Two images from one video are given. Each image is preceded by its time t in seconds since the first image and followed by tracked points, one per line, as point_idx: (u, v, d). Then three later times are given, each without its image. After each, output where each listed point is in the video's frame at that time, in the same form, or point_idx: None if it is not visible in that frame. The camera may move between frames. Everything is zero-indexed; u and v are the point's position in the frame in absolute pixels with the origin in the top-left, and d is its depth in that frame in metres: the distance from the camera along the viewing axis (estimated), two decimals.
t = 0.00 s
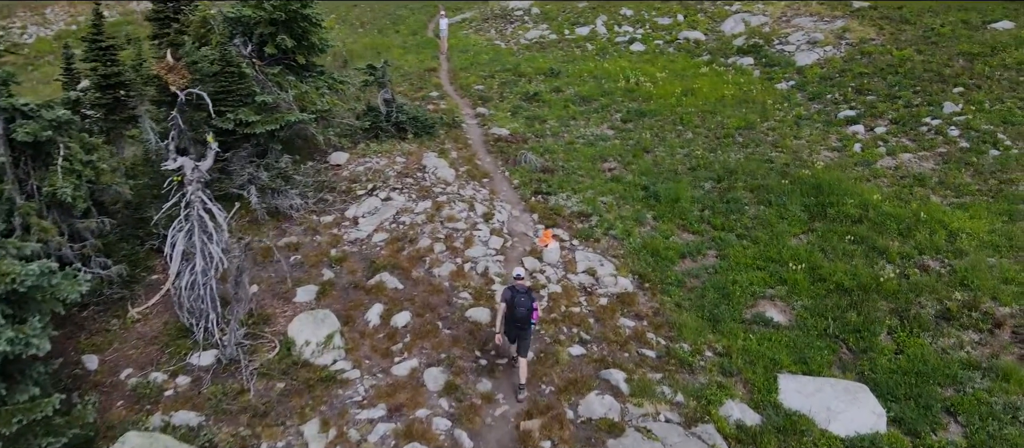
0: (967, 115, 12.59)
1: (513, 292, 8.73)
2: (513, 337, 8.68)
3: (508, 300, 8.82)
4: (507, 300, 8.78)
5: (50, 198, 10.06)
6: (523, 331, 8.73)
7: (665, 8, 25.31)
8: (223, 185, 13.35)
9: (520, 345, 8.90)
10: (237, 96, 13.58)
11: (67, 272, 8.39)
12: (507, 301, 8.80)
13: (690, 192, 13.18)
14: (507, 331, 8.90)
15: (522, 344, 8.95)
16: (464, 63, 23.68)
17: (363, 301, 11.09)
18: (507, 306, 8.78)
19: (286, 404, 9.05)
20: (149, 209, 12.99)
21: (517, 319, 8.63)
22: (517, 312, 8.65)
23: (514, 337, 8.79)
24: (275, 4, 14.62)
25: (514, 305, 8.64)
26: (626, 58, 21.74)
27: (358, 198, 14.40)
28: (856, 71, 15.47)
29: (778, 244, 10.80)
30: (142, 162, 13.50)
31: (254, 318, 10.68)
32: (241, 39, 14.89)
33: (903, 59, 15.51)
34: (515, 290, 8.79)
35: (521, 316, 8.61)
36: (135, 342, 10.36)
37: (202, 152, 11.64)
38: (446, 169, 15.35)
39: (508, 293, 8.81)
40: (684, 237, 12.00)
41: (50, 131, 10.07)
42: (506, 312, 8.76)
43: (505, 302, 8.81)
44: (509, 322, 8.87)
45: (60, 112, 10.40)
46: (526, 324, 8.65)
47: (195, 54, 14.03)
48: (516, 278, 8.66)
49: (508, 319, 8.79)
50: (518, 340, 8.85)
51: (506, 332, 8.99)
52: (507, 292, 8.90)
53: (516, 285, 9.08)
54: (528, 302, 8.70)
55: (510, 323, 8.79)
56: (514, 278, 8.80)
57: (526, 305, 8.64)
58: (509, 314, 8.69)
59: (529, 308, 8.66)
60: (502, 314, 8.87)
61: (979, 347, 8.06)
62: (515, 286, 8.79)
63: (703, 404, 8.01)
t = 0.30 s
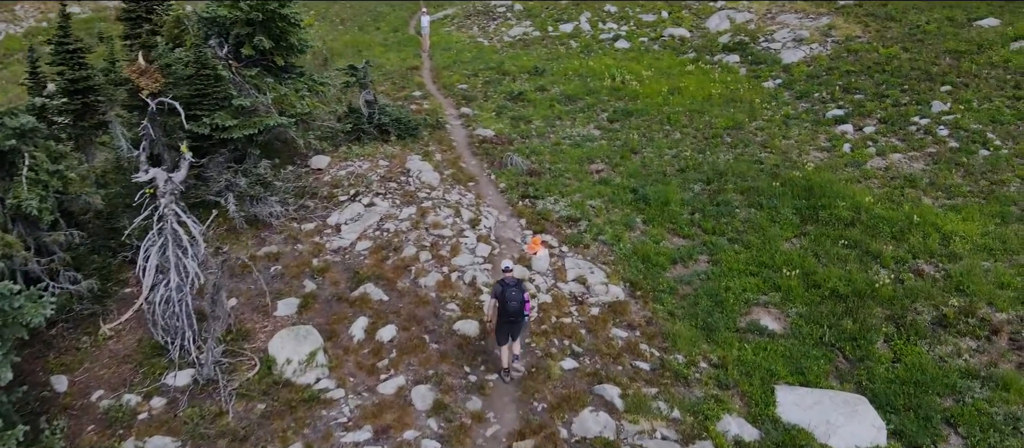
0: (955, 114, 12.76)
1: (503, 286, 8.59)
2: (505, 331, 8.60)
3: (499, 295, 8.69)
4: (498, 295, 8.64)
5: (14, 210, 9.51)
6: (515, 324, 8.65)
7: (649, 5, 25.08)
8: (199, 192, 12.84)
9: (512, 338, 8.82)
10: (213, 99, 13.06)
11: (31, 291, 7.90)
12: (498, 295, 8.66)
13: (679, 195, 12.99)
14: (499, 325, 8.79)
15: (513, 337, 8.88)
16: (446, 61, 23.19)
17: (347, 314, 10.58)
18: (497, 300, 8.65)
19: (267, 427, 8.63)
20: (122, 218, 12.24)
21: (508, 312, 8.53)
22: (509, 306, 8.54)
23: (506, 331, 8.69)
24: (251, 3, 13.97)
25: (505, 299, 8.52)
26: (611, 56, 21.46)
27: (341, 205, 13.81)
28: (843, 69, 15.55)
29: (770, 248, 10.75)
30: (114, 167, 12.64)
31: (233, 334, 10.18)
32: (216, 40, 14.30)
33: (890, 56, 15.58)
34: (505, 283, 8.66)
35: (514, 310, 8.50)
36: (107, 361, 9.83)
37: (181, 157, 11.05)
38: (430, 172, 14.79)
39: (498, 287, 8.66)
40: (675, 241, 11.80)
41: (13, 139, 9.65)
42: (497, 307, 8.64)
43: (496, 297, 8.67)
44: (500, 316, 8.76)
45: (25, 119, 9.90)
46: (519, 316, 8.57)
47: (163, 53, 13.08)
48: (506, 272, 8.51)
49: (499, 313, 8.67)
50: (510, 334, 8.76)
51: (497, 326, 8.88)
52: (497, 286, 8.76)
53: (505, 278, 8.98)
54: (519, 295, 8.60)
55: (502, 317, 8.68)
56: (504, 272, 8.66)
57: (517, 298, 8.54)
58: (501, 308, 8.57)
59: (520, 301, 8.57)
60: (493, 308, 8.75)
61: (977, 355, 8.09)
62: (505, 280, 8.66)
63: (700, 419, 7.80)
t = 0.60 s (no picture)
0: (946, 115, 13.03)
1: (498, 290, 8.54)
2: (498, 333, 8.66)
3: (494, 298, 8.65)
4: (493, 298, 8.60)
5: None
6: (510, 327, 8.69)
7: (636, 3, 24.91)
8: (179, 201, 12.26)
9: (506, 338, 8.89)
10: (193, 105, 12.48)
11: None
12: (493, 298, 8.62)
13: (671, 199, 12.87)
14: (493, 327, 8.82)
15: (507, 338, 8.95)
16: (432, 61, 22.78)
17: (334, 330, 10.01)
18: (493, 304, 8.61)
19: None
20: (97, 231, 11.86)
21: (504, 316, 8.54)
22: (504, 309, 8.54)
23: (500, 333, 8.73)
24: (232, 5, 13.10)
25: (501, 303, 8.50)
26: (598, 56, 21.24)
27: (326, 213, 13.27)
28: (832, 70, 15.82)
29: (765, 256, 10.76)
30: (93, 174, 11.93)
31: (216, 352, 9.49)
32: (195, 43, 13.39)
33: (878, 56, 15.83)
34: (501, 286, 8.60)
35: (508, 314, 8.53)
36: (83, 381, 9.17)
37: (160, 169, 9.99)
38: (418, 178, 14.35)
39: (494, 290, 8.61)
40: (668, 248, 11.67)
41: None
42: (493, 310, 8.63)
43: (492, 300, 8.64)
44: (494, 318, 8.77)
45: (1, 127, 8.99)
46: (514, 320, 8.62)
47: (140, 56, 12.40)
48: (503, 276, 8.43)
49: (494, 315, 8.67)
50: (504, 335, 8.81)
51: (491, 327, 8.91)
52: (493, 288, 8.69)
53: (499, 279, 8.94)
54: (515, 299, 8.59)
55: (497, 320, 8.70)
56: (500, 275, 8.57)
57: (513, 302, 8.54)
58: (496, 312, 8.56)
59: (516, 304, 8.57)
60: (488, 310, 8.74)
61: (977, 364, 8.13)
62: (500, 283, 8.59)
63: (699, 436, 7.64)
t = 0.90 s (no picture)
0: (938, 121, 13.39)
1: (496, 283, 8.68)
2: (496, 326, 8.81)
3: (491, 291, 8.81)
4: (490, 291, 8.76)
5: None
6: (506, 320, 8.85)
7: (625, 7, 24.81)
8: (164, 213, 11.69)
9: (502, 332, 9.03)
10: (177, 115, 11.87)
11: None
12: (490, 292, 8.79)
13: (664, 207, 12.82)
14: (489, 320, 8.97)
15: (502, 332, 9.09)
16: (420, 66, 22.47)
17: (323, 347, 9.54)
18: (490, 297, 8.77)
19: None
20: (77, 246, 11.34)
21: (501, 309, 8.69)
22: (502, 302, 8.69)
23: (497, 325, 8.88)
24: (215, 12, 12.34)
25: (498, 296, 8.65)
26: (588, 60, 21.10)
27: (314, 224, 12.65)
28: (823, 75, 16.16)
29: (761, 266, 10.84)
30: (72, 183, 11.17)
31: (201, 372, 8.98)
32: (179, 51, 12.72)
33: (869, 61, 16.19)
34: (498, 280, 8.77)
35: (506, 307, 8.68)
36: (61, 405, 8.72)
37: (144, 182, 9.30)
38: (408, 187, 13.79)
39: (491, 283, 8.77)
40: (662, 258, 11.62)
41: None
42: (490, 303, 8.77)
43: (489, 293, 8.80)
44: (491, 311, 8.92)
45: None
46: (511, 313, 8.77)
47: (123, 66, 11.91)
48: (500, 270, 8.59)
49: (491, 309, 8.82)
50: (500, 328, 8.96)
51: (487, 321, 9.05)
52: (490, 282, 8.85)
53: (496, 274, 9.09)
54: (512, 292, 8.76)
55: (494, 313, 8.84)
56: (497, 269, 8.74)
57: (510, 295, 8.71)
58: (493, 304, 8.71)
59: (513, 297, 8.74)
60: (485, 304, 8.88)
61: (977, 376, 8.30)
62: (498, 277, 8.76)
63: None
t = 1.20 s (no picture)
0: (933, 130, 13.79)
1: (484, 285, 8.81)
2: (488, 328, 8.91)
3: (481, 294, 8.92)
4: (480, 294, 8.87)
5: None
6: (498, 322, 8.93)
7: (618, 15, 24.83)
8: (152, 227, 11.23)
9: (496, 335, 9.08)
10: (164, 126, 11.51)
11: None
12: (480, 295, 8.90)
13: (660, 218, 12.83)
14: (482, 323, 9.05)
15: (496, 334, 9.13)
16: (413, 75, 22.31)
17: (314, 366, 9.16)
18: (480, 299, 8.87)
19: None
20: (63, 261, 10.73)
21: (492, 310, 8.77)
22: (492, 304, 8.79)
23: (489, 327, 8.95)
24: (204, 22, 11.98)
25: (488, 298, 8.76)
26: (581, 69, 21.05)
27: (305, 237, 12.15)
28: (818, 84, 16.45)
29: (759, 278, 10.93)
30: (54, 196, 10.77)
31: (189, 392, 8.59)
32: (168, 61, 12.38)
33: (863, 70, 16.56)
34: (486, 282, 8.90)
35: (496, 308, 8.76)
36: (42, 429, 8.38)
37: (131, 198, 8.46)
38: (401, 199, 13.37)
39: (480, 287, 8.89)
40: (659, 270, 11.60)
41: None
42: (481, 306, 8.86)
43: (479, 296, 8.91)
44: (483, 314, 9.01)
45: None
46: (501, 315, 8.84)
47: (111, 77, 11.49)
48: (487, 272, 8.72)
49: (482, 312, 8.91)
50: (494, 331, 9.02)
51: (480, 324, 9.13)
52: (479, 286, 8.98)
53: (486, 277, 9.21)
54: (501, 293, 8.87)
55: (485, 315, 8.92)
56: (484, 272, 8.88)
57: (500, 296, 8.81)
58: (484, 307, 8.80)
59: (503, 298, 8.84)
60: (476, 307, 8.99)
61: (979, 391, 8.41)
62: (485, 280, 8.90)
63: None
